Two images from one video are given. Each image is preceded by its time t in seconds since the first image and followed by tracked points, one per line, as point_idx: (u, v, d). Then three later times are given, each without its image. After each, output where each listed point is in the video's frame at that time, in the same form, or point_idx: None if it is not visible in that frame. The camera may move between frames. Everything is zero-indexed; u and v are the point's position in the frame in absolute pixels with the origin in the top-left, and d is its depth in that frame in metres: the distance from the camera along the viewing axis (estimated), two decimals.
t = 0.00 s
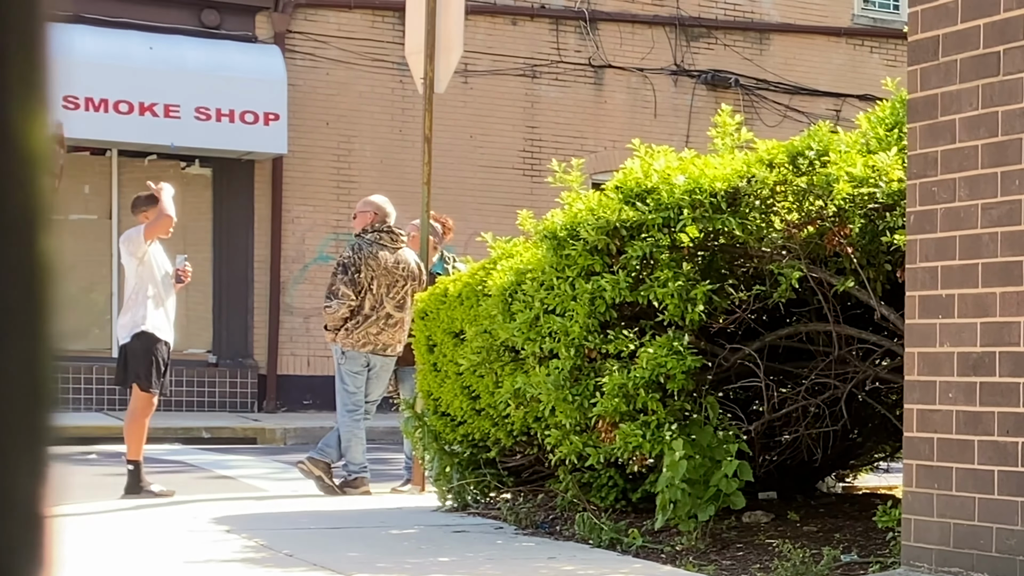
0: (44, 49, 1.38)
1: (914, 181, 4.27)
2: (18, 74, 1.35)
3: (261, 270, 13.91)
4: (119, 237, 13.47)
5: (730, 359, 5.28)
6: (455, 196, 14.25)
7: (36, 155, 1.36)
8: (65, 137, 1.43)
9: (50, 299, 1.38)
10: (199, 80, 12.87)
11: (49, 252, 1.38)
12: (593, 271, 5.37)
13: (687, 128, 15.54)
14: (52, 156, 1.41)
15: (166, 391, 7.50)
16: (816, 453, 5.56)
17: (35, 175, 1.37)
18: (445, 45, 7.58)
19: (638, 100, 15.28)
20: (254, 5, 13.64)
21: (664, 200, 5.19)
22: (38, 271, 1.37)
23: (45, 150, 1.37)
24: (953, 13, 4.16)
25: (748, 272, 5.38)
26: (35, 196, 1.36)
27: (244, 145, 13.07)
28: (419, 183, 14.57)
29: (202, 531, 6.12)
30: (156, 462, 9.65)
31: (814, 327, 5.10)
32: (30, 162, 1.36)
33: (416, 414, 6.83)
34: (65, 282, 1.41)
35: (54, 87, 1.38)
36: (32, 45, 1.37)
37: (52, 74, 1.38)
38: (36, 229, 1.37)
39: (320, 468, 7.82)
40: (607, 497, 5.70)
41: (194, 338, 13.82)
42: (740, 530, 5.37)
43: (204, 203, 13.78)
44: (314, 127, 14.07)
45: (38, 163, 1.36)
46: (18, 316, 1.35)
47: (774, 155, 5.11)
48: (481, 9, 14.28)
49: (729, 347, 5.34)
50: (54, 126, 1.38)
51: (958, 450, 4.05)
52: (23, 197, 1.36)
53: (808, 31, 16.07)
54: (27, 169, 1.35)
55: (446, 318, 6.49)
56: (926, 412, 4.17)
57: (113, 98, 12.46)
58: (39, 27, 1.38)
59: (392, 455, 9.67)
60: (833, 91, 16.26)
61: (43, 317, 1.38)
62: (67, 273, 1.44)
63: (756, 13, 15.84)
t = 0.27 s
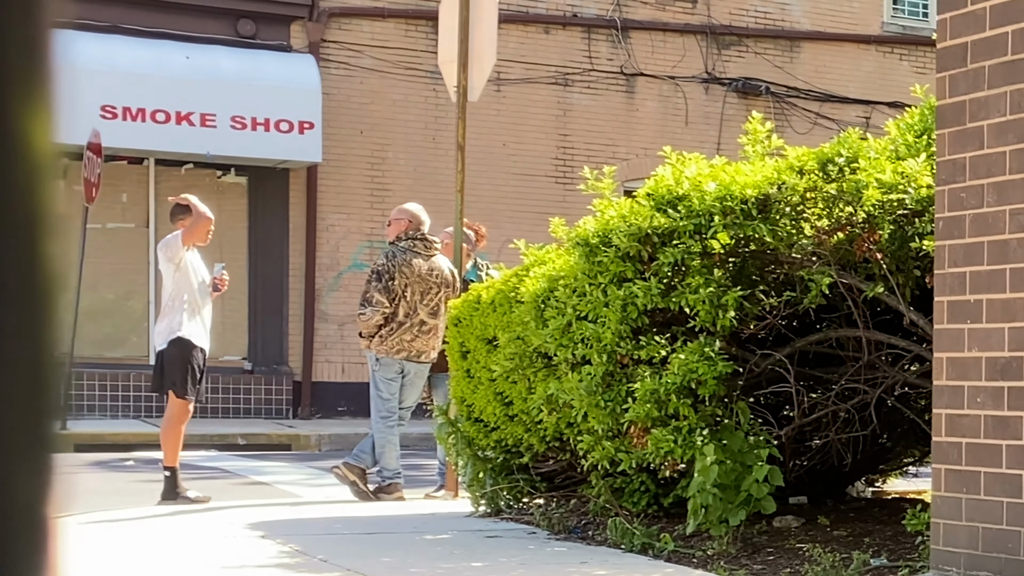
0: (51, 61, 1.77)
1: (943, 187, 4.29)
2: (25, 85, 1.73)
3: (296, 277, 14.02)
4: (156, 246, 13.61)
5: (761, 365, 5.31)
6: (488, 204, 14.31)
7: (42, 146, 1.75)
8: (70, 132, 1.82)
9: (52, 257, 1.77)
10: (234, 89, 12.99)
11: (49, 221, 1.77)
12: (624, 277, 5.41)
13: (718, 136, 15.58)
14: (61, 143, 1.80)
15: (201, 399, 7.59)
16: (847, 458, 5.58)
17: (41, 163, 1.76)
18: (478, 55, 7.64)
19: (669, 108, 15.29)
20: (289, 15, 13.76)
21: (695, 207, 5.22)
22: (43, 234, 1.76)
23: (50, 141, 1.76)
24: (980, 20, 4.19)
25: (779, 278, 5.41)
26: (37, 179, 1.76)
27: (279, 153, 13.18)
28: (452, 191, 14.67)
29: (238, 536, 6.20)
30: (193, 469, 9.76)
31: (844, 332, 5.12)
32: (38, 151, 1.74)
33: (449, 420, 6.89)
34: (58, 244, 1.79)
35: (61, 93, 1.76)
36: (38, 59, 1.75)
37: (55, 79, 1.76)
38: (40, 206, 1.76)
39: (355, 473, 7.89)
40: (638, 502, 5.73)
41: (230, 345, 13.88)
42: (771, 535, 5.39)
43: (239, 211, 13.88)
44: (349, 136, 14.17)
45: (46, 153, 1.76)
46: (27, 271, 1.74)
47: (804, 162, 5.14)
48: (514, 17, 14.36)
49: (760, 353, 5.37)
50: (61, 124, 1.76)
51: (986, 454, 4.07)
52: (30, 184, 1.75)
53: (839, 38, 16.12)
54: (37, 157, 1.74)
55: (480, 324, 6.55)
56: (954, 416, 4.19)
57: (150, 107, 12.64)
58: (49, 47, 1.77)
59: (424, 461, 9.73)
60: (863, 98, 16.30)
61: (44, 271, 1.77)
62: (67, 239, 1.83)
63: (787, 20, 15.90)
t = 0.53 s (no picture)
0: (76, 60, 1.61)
1: (966, 195, 4.29)
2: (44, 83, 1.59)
3: (323, 287, 14.07)
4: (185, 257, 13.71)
5: (785, 373, 5.31)
6: (514, 213, 14.32)
7: (68, 151, 1.59)
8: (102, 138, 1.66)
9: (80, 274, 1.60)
10: (261, 100, 13.07)
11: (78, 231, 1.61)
12: (649, 286, 5.43)
13: (742, 144, 15.60)
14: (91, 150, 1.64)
15: (231, 408, 7.63)
16: (871, 467, 5.57)
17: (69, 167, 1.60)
18: (504, 66, 7.67)
19: (693, 116, 15.31)
20: (316, 26, 13.85)
21: (719, 216, 5.23)
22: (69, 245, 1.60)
23: (78, 146, 1.60)
24: (1004, 27, 4.18)
25: (803, 286, 5.40)
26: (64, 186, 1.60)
27: (306, 164, 13.24)
28: (477, 200, 14.72)
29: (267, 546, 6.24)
30: (220, 479, 9.81)
31: (868, 341, 5.12)
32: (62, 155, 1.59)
33: (475, 429, 6.90)
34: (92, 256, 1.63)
35: (88, 92, 1.61)
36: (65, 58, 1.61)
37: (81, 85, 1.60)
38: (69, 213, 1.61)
39: (381, 483, 7.90)
40: (664, 510, 5.74)
41: (258, 356, 13.99)
42: (795, 543, 5.38)
43: (267, 222, 13.95)
44: (375, 146, 14.23)
45: (73, 158, 1.60)
46: (52, 285, 1.58)
47: (827, 170, 5.13)
48: (538, 27, 14.41)
49: (784, 362, 5.36)
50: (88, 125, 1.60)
51: (1011, 463, 4.06)
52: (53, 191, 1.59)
53: (862, 47, 16.17)
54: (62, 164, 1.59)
55: (505, 334, 6.58)
56: (979, 424, 4.17)
57: (177, 119, 12.72)
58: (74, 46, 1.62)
59: (450, 470, 9.75)
60: (886, 107, 16.34)
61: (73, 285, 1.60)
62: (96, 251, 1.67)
63: (810, 29, 15.92)
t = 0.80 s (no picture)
0: (100, 84, 2.00)
1: (986, 205, 4.30)
2: (73, 100, 1.97)
3: (348, 299, 14.14)
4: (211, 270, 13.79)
5: (807, 382, 5.32)
6: (537, 225, 14.34)
7: (90, 159, 1.98)
8: (121, 154, 2.07)
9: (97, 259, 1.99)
10: (287, 113, 13.18)
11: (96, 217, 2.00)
12: (671, 296, 5.46)
13: (763, 155, 15.63)
14: (111, 164, 2.02)
15: (257, 419, 7.70)
16: (892, 475, 5.59)
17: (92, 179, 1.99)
18: (526, 78, 7.71)
19: (715, 127, 15.36)
20: (340, 39, 13.92)
21: (740, 225, 5.28)
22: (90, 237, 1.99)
23: (98, 157, 1.98)
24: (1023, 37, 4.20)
25: (824, 296, 5.43)
26: (87, 187, 1.98)
27: (330, 176, 13.31)
28: (500, 212, 14.78)
29: (292, 556, 6.28)
30: (246, 490, 9.88)
31: (889, 350, 5.13)
32: (87, 170, 1.97)
33: (498, 439, 6.94)
34: (105, 247, 2.01)
35: (108, 112, 2.00)
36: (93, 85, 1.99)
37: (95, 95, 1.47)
38: (89, 208, 1.99)
39: (406, 493, 7.97)
40: (686, 519, 5.75)
41: (282, 367, 14.08)
42: (817, 552, 5.39)
43: (292, 234, 14.03)
44: (399, 159, 14.31)
45: (93, 172, 1.98)
46: (76, 265, 1.97)
47: (848, 180, 5.19)
48: (560, 39, 14.44)
49: (805, 371, 5.38)
50: (111, 139, 1.99)
51: None
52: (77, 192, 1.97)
53: (882, 56, 16.27)
54: (82, 171, 1.97)
55: (529, 344, 6.62)
56: (999, 432, 4.18)
57: (204, 132, 12.84)
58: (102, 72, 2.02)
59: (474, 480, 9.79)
60: (907, 116, 16.41)
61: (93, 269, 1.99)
62: (114, 251, 2.05)
63: (831, 40, 15.97)
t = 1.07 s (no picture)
0: (60, 79, 1.86)
1: (1001, 212, 4.32)
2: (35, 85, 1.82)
3: (367, 310, 14.20)
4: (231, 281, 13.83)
5: (823, 391, 5.34)
6: (555, 235, 14.35)
7: (51, 162, 1.83)
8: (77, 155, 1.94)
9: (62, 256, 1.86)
10: (306, 125, 13.23)
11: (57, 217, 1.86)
12: (688, 305, 5.48)
13: (780, 165, 15.67)
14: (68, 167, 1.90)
15: (276, 429, 7.74)
16: (908, 483, 5.59)
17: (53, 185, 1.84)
18: (544, 89, 7.75)
19: (732, 137, 15.39)
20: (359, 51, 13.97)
21: (758, 234, 5.31)
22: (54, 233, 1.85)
23: (56, 157, 1.84)
24: None
25: (840, 304, 5.45)
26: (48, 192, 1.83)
27: (350, 188, 13.38)
28: (519, 222, 14.85)
29: (311, 564, 6.33)
30: (267, 499, 9.92)
31: (905, 358, 5.15)
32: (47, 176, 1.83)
33: (516, 449, 6.96)
34: (58, 250, 1.86)
35: (66, 102, 1.87)
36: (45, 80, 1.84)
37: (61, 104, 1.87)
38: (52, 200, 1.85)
39: (425, 503, 7.99)
40: (703, 527, 5.76)
41: (302, 377, 14.06)
42: (834, 559, 5.40)
43: (311, 246, 14.06)
44: (417, 169, 14.37)
45: (52, 174, 1.84)
46: (32, 269, 1.82)
47: (864, 189, 5.22)
48: (576, 50, 14.49)
49: (822, 379, 5.40)
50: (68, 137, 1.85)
51: None
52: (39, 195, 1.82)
53: (898, 66, 16.26)
54: (43, 179, 1.82)
55: (546, 354, 6.64)
56: (1015, 439, 4.19)
57: (223, 143, 12.91)
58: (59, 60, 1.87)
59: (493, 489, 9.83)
60: (924, 126, 16.41)
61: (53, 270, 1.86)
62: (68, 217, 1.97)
63: (847, 50, 16.03)
